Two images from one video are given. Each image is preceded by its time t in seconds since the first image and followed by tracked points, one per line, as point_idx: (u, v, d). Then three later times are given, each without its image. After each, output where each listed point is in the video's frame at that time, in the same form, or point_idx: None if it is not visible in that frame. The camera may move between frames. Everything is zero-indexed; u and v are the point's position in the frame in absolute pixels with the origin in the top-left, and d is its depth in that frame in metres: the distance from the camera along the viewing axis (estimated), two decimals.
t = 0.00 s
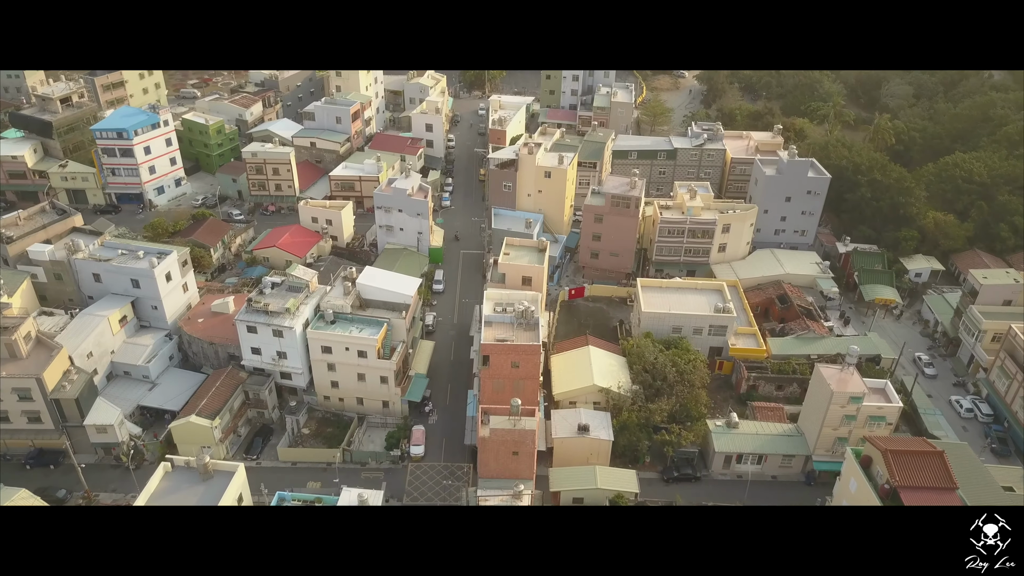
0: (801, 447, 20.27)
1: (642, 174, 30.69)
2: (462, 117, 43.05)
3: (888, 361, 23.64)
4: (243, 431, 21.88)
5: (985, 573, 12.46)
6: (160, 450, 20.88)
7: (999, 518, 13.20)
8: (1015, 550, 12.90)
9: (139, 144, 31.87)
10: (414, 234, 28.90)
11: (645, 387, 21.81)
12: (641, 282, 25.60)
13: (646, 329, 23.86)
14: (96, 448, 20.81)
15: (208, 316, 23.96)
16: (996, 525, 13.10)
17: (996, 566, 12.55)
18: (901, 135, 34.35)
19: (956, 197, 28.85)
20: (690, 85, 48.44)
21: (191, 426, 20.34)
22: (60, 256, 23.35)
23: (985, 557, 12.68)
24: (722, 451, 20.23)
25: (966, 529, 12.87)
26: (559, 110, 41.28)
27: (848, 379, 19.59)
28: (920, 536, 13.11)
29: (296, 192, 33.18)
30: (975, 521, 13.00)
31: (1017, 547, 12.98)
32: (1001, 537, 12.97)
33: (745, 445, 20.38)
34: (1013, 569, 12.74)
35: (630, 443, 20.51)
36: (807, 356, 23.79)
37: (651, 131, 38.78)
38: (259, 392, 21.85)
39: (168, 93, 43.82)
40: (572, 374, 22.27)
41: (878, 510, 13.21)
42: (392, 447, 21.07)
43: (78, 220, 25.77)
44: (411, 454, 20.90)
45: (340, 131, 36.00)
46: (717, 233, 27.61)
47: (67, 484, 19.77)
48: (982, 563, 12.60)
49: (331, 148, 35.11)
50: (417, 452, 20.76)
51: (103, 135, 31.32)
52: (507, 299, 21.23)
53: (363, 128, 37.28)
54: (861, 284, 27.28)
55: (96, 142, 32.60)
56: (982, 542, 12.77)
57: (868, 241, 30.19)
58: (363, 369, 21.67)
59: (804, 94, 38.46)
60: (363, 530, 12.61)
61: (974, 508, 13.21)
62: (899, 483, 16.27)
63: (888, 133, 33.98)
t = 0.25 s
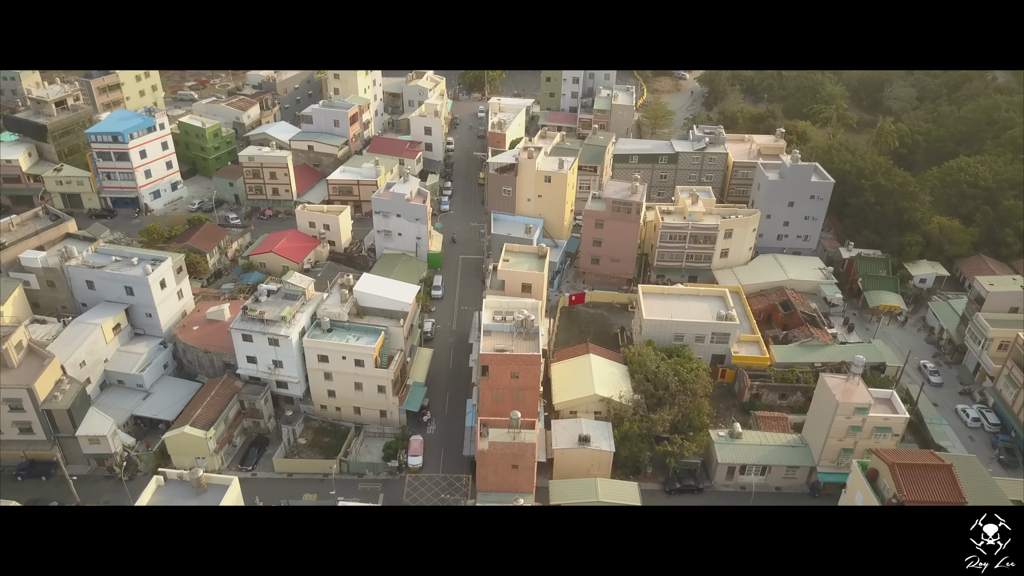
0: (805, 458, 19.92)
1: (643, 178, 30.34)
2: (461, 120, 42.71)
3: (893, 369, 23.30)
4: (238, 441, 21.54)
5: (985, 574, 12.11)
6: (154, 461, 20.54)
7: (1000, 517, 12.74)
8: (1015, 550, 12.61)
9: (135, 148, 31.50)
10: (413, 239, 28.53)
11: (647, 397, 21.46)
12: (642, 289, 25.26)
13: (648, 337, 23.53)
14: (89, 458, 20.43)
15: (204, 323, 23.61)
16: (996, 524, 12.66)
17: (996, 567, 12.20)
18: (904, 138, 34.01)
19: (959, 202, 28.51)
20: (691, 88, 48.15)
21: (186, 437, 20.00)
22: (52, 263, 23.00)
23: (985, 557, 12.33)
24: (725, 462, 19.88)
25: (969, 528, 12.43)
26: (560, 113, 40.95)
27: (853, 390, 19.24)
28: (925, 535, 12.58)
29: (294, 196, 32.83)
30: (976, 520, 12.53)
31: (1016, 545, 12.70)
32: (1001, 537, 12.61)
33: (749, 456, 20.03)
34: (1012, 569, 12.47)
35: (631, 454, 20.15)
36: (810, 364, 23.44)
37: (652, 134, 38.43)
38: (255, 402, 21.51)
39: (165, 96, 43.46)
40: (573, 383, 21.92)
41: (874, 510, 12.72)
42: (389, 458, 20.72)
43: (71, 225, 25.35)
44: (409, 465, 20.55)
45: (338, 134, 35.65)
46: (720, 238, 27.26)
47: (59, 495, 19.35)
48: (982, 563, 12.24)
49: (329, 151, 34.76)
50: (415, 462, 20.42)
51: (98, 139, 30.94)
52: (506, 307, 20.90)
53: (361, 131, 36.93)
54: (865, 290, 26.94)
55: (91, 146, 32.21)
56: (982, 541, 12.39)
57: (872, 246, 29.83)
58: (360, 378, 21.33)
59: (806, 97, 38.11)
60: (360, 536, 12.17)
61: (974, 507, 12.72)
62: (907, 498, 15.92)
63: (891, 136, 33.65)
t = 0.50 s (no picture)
0: (810, 470, 19.58)
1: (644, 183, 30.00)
2: (460, 122, 42.37)
3: (898, 378, 22.97)
4: (234, 452, 21.21)
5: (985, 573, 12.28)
6: (148, 473, 20.20)
7: (999, 516, 12.84)
8: (1014, 550, 12.80)
9: (130, 152, 31.16)
10: (411, 244, 28.19)
11: (648, 407, 21.13)
12: (644, 296, 24.92)
13: (650, 345, 23.19)
14: (82, 470, 20.09)
15: (198, 331, 23.25)
16: (995, 524, 12.78)
17: (996, 567, 12.39)
18: (908, 142, 33.68)
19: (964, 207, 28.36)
20: (692, 90, 47.80)
21: (180, 449, 19.66)
22: (45, 270, 22.65)
23: (984, 557, 12.48)
24: (728, 474, 19.54)
25: (969, 528, 12.42)
26: (560, 116, 40.61)
27: (859, 401, 18.90)
28: (926, 532, 12.48)
29: (291, 201, 32.49)
30: (977, 520, 12.60)
31: (1015, 545, 12.91)
32: (1001, 537, 12.76)
33: (753, 468, 19.69)
34: (1011, 569, 12.65)
35: (633, 465, 19.81)
36: (814, 373, 23.10)
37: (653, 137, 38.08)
38: (251, 412, 21.16)
39: (162, 98, 43.14)
40: (574, 393, 21.58)
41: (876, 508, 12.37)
42: (387, 469, 20.39)
43: (65, 231, 24.89)
44: (407, 476, 20.21)
45: (335, 138, 35.30)
46: (722, 244, 26.92)
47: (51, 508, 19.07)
48: (982, 563, 12.41)
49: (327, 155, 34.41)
50: (413, 474, 20.08)
51: (93, 143, 30.60)
52: (505, 316, 20.55)
53: (359, 134, 36.58)
54: (869, 297, 26.61)
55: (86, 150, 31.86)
56: (982, 541, 12.51)
57: (875, 252, 29.49)
58: (357, 388, 20.99)
59: (809, 99, 37.78)
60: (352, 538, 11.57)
61: (975, 508, 12.79)
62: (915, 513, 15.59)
63: (895, 139, 33.32)
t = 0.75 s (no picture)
0: (815, 482, 19.24)
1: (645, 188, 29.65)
2: (459, 125, 42.03)
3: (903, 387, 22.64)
4: (229, 463, 20.84)
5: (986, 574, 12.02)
6: (141, 484, 19.82)
7: (999, 517, 12.59)
8: (1015, 550, 12.57)
9: (126, 156, 30.80)
10: (410, 250, 27.85)
11: (650, 417, 20.79)
12: (646, 303, 24.58)
13: (651, 353, 22.85)
14: (74, 482, 19.64)
15: (193, 340, 22.88)
16: (995, 525, 12.52)
17: (996, 567, 12.12)
18: (911, 145, 33.34)
19: (968, 212, 27.93)
20: (693, 92, 47.47)
21: (173, 460, 19.27)
22: (37, 278, 22.31)
23: (985, 558, 12.24)
24: (732, 486, 19.19)
25: (970, 529, 12.13)
26: (560, 119, 40.28)
27: (865, 412, 18.56)
28: (928, 536, 12.15)
29: (288, 206, 32.15)
30: (977, 521, 12.32)
31: (1016, 546, 12.66)
32: (1001, 537, 12.52)
33: (757, 480, 19.34)
34: (1012, 569, 12.41)
35: (634, 477, 19.46)
36: (819, 381, 22.75)
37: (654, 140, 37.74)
38: (246, 422, 20.80)
39: (159, 101, 42.79)
40: (574, 403, 21.24)
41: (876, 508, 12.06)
42: (384, 481, 20.05)
43: (58, 237, 24.56)
44: (404, 488, 19.85)
45: (333, 141, 34.95)
46: (724, 250, 26.58)
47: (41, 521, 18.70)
48: (982, 563, 12.16)
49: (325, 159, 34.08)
50: (411, 486, 19.74)
51: (88, 146, 30.23)
52: (505, 325, 20.20)
53: (357, 137, 36.24)
54: (873, 303, 26.27)
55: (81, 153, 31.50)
56: (982, 541, 12.26)
57: (879, 257, 29.15)
58: (354, 398, 20.65)
59: (811, 102, 37.45)
60: (342, 540, 11.12)
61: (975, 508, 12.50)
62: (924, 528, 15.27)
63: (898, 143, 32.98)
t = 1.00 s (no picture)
0: (821, 494, 18.90)
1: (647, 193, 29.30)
2: (459, 128, 41.69)
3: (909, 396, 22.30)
4: (224, 474, 20.48)
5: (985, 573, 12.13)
6: (134, 497, 19.45)
7: (999, 517, 12.70)
8: (1013, 549, 12.65)
9: (121, 160, 30.45)
10: (408, 255, 27.51)
11: (652, 427, 20.45)
12: (647, 310, 24.24)
13: (653, 362, 22.52)
14: (65, 494, 19.28)
15: (188, 348, 22.53)
16: (996, 525, 12.61)
17: (995, 566, 12.21)
18: (915, 149, 32.99)
19: (973, 217, 27.55)
20: (694, 94, 47.13)
21: (167, 473, 18.91)
22: (30, 286, 21.96)
23: (985, 557, 12.32)
24: (736, 499, 18.85)
25: (970, 528, 12.21)
26: (560, 122, 39.95)
27: (871, 424, 18.20)
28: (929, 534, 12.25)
29: (286, 210, 31.83)
30: (977, 520, 12.39)
31: (1015, 545, 12.75)
32: (1001, 537, 12.62)
33: (761, 492, 18.99)
34: (1011, 569, 12.50)
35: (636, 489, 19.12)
36: (823, 390, 22.41)
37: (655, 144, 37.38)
38: (241, 433, 20.44)
39: (156, 103, 42.46)
40: (575, 413, 20.90)
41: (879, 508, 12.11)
42: (382, 493, 19.71)
43: (51, 244, 24.21)
44: (402, 500, 19.50)
45: (331, 145, 34.59)
46: (727, 256, 26.24)
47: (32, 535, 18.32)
48: (982, 563, 12.25)
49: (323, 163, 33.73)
50: (409, 498, 19.40)
51: (83, 151, 29.87)
52: (504, 334, 19.86)
53: (355, 141, 35.89)
54: (878, 310, 25.93)
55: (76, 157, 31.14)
56: (982, 541, 12.35)
57: (884, 263, 28.81)
58: (351, 408, 20.30)
59: (813, 104, 37.12)
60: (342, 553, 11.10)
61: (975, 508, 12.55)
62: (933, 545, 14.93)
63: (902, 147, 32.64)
